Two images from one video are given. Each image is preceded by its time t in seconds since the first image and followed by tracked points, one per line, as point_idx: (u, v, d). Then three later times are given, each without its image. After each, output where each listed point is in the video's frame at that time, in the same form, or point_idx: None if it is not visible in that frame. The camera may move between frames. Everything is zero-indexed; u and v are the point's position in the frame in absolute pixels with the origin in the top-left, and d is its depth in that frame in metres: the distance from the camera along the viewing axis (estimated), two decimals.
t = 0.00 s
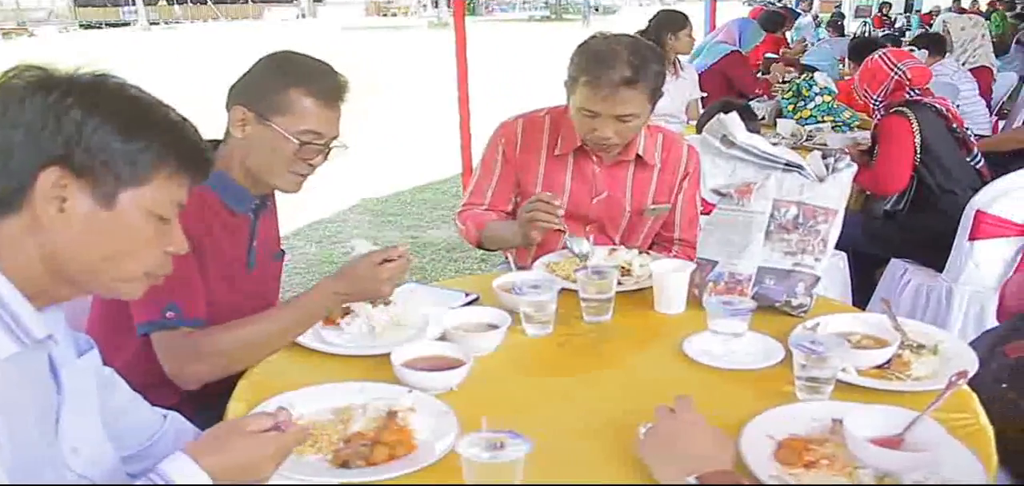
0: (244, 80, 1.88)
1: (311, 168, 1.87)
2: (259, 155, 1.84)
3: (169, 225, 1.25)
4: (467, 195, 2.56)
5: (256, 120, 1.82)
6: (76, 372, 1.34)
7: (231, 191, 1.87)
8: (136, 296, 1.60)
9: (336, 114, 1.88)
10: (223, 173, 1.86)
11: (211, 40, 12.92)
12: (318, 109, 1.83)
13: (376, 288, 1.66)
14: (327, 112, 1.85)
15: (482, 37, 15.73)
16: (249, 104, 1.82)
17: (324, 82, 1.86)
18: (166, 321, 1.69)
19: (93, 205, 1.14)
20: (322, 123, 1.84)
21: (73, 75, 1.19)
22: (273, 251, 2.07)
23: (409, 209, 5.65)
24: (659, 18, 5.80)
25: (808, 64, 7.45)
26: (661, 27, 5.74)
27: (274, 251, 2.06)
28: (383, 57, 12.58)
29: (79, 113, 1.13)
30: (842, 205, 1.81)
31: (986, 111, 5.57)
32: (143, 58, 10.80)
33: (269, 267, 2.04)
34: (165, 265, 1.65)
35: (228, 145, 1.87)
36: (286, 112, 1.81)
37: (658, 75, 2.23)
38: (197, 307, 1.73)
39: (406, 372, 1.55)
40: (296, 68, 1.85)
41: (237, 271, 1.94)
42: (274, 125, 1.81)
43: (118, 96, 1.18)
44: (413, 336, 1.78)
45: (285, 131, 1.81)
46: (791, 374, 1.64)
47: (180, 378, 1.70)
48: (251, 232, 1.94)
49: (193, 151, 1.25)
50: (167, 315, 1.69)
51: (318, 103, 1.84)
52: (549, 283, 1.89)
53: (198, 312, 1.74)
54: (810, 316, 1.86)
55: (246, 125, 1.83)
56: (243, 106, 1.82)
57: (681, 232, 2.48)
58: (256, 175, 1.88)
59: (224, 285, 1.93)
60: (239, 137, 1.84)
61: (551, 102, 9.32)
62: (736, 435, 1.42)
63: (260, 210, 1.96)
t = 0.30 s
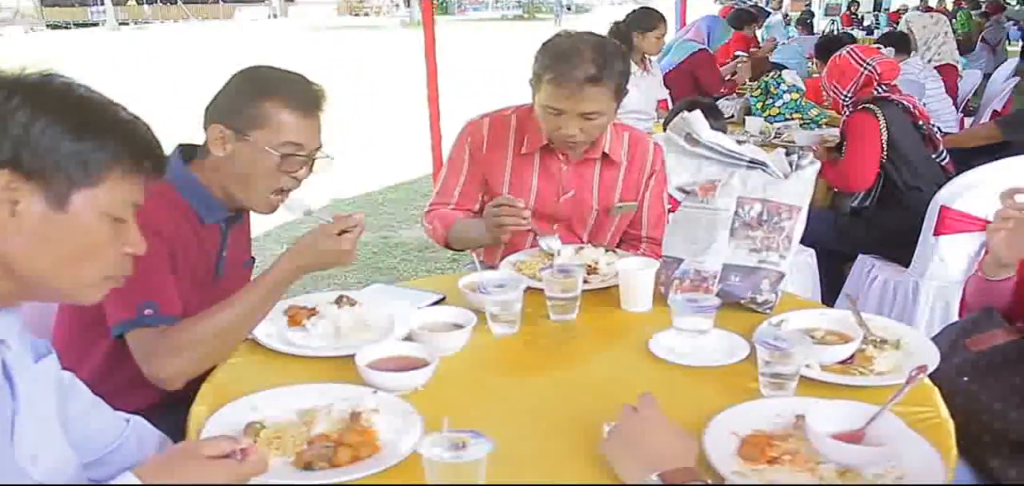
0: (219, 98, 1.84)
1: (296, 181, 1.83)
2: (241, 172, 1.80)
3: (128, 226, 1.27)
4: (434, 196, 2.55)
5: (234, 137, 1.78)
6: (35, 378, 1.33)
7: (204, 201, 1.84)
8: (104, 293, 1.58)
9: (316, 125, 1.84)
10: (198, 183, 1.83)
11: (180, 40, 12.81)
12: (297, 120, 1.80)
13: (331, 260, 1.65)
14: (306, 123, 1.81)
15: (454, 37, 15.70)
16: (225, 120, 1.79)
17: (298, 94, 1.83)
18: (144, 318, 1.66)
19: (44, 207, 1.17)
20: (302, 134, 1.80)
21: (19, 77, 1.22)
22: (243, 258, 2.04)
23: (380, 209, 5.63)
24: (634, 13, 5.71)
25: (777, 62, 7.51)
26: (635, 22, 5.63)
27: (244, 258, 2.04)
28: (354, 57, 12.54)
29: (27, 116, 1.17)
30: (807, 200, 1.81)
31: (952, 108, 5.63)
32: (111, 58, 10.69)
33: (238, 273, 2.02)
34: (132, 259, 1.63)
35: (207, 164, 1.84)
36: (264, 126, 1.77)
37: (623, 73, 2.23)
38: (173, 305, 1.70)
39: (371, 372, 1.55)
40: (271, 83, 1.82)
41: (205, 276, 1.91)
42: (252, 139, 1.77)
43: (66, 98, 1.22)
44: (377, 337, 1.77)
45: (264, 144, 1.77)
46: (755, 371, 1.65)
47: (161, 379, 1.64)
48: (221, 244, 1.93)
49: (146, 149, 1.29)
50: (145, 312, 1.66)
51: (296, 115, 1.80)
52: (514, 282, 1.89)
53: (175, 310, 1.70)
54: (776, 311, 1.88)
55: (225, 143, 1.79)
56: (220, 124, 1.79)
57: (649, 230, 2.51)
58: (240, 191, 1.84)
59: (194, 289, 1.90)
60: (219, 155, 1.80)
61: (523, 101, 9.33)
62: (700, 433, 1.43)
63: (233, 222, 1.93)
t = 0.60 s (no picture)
0: (201, 111, 1.80)
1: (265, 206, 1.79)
2: (211, 191, 1.77)
3: (86, 227, 1.32)
4: (401, 195, 2.54)
5: (206, 155, 1.74)
6: None
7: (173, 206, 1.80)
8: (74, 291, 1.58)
9: (293, 151, 1.79)
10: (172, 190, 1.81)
11: (148, 40, 12.70)
12: (272, 146, 1.75)
13: (297, 254, 1.66)
14: (282, 150, 1.76)
15: (426, 37, 15.67)
16: (201, 139, 1.75)
17: (279, 118, 1.77)
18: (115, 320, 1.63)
19: None
20: (277, 160, 1.75)
21: None
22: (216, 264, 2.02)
23: (351, 210, 5.62)
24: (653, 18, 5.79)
25: (746, 61, 7.57)
26: (652, 28, 5.68)
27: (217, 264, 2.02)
28: (326, 57, 12.50)
29: None
30: (771, 199, 1.81)
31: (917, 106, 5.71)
32: (78, 58, 10.58)
33: (210, 277, 1.99)
34: (93, 260, 1.61)
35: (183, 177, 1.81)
36: (237, 149, 1.73)
37: (587, 72, 2.24)
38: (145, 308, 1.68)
39: (335, 373, 1.54)
40: (252, 103, 1.77)
41: (174, 281, 1.89)
42: (225, 161, 1.73)
43: (18, 99, 1.29)
44: (341, 337, 1.76)
45: (236, 168, 1.73)
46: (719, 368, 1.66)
47: (132, 383, 1.62)
48: (194, 252, 1.91)
49: (100, 148, 1.35)
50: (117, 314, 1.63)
51: (272, 140, 1.75)
52: (479, 281, 1.89)
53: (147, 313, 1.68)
54: (741, 310, 1.89)
55: (200, 161, 1.75)
56: (196, 141, 1.75)
57: (616, 229, 2.51)
58: (211, 207, 1.81)
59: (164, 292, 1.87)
60: (191, 171, 1.77)
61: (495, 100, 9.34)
62: (663, 431, 1.43)
63: (204, 233, 1.91)
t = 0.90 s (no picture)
0: (167, 131, 1.74)
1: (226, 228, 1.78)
2: (173, 213, 1.75)
3: (43, 234, 1.32)
4: (365, 198, 2.54)
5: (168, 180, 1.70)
6: None
7: (137, 217, 1.80)
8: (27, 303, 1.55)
9: (254, 184, 1.74)
10: (134, 202, 1.79)
11: (114, 42, 12.56)
12: (233, 181, 1.70)
13: (267, 287, 1.61)
14: (243, 184, 1.71)
15: (395, 39, 15.63)
16: (165, 165, 1.70)
17: (244, 151, 1.72)
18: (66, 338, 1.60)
19: None
20: (236, 195, 1.71)
21: None
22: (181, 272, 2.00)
23: (319, 213, 5.60)
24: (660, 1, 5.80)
25: (711, 62, 7.65)
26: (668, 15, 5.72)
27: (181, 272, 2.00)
28: (294, 60, 12.45)
29: None
30: (732, 199, 1.83)
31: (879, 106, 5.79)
32: (42, 62, 10.45)
33: (172, 286, 1.97)
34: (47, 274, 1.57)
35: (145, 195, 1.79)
36: (196, 181, 1.68)
37: (548, 74, 2.25)
38: (99, 324, 1.65)
39: (297, 377, 1.54)
40: (218, 133, 1.71)
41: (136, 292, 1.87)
42: (186, 192, 1.70)
43: None
44: (303, 342, 1.76)
45: (197, 199, 1.70)
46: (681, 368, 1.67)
47: (81, 399, 1.59)
48: (156, 261, 1.89)
49: (56, 155, 1.35)
50: (67, 332, 1.60)
51: (234, 175, 1.70)
52: (441, 284, 1.90)
53: (100, 331, 1.65)
54: (702, 310, 1.91)
55: (162, 184, 1.72)
56: (160, 166, 1.71)
57: (580, 229, 2.54)
58: (172, 226, 1.80)
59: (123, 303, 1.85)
60: (152, 191, 1.74)
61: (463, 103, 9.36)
62: (623, 431, 1.44)
63: (169, 243, 1.88)
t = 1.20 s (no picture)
0: (137, 137, 1.73)
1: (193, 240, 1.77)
2: (140, 223, 1.73)
3: None
4: (331, 201, 2.53)
5: (137, 190, 1.68)
6: None
7: (103, 229, 1.77)
8: None
9: (224, 194, 1.75)
10: (99, 211, 1.76)
11: (79, 45, 12.42)
12: (203, 191, 1.70)
13: (235, 310, 1.63)
14: (213, 195, 1.72)
15: (365, 42, 15.59)
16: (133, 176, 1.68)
17: (216, 161, 1.71)
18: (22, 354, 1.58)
19: None
20: (206, 205, 1.71)
21: None
22: (149, 277, 1.97)
23: (289, 217, 5.58)
24: None
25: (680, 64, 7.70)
26: None
27: (149, 277, 1.97)
28: (264, 63, 12.39)
29: None
30: (695, 199, 1.83)
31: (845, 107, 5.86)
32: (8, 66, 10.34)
33: (140, 291, 1.95)
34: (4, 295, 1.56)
35: (110, 206, 1.75)
36: (168, 192, 1.67)
37: (513, 76, 2.26)
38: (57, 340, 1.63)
39: (261, 382, 1.53)
40: (190, 141, 1.71)
41: (99, 300, 1.86)
42: (156, 203, 1.69)
43: None
44: (268, 346, 1.75)
45: (168, 210, 1.69)
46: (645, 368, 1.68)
47: (42, 415, 1.60)
48: (122, 268, 1.87)
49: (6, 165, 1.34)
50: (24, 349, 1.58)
51: (205, 186, 1.70)
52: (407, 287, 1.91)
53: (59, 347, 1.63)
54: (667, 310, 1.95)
55: (129, 195, 1.70)
56: (128, 176, 1.69)
57: (547, 231, 2.54)
58: (138, 236, 1.77)
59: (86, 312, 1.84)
60: (119, 202, 1.71)
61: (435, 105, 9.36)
62: (587, 430, 1.45)
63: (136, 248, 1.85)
